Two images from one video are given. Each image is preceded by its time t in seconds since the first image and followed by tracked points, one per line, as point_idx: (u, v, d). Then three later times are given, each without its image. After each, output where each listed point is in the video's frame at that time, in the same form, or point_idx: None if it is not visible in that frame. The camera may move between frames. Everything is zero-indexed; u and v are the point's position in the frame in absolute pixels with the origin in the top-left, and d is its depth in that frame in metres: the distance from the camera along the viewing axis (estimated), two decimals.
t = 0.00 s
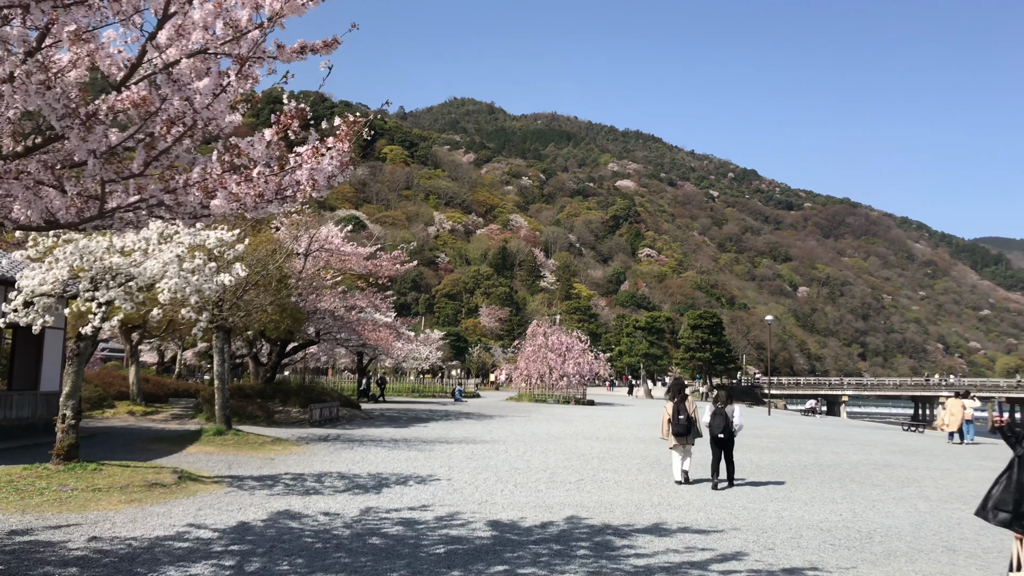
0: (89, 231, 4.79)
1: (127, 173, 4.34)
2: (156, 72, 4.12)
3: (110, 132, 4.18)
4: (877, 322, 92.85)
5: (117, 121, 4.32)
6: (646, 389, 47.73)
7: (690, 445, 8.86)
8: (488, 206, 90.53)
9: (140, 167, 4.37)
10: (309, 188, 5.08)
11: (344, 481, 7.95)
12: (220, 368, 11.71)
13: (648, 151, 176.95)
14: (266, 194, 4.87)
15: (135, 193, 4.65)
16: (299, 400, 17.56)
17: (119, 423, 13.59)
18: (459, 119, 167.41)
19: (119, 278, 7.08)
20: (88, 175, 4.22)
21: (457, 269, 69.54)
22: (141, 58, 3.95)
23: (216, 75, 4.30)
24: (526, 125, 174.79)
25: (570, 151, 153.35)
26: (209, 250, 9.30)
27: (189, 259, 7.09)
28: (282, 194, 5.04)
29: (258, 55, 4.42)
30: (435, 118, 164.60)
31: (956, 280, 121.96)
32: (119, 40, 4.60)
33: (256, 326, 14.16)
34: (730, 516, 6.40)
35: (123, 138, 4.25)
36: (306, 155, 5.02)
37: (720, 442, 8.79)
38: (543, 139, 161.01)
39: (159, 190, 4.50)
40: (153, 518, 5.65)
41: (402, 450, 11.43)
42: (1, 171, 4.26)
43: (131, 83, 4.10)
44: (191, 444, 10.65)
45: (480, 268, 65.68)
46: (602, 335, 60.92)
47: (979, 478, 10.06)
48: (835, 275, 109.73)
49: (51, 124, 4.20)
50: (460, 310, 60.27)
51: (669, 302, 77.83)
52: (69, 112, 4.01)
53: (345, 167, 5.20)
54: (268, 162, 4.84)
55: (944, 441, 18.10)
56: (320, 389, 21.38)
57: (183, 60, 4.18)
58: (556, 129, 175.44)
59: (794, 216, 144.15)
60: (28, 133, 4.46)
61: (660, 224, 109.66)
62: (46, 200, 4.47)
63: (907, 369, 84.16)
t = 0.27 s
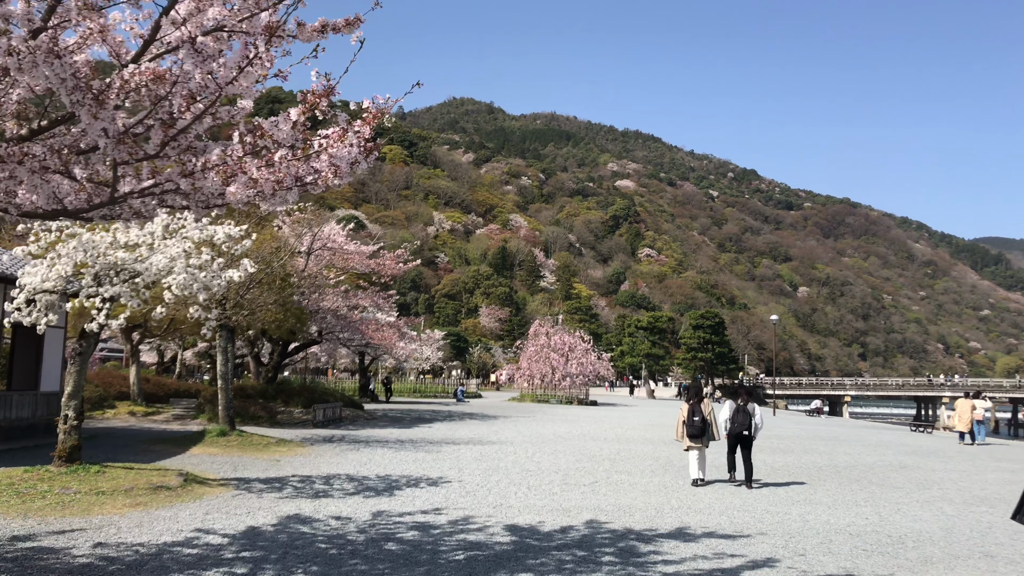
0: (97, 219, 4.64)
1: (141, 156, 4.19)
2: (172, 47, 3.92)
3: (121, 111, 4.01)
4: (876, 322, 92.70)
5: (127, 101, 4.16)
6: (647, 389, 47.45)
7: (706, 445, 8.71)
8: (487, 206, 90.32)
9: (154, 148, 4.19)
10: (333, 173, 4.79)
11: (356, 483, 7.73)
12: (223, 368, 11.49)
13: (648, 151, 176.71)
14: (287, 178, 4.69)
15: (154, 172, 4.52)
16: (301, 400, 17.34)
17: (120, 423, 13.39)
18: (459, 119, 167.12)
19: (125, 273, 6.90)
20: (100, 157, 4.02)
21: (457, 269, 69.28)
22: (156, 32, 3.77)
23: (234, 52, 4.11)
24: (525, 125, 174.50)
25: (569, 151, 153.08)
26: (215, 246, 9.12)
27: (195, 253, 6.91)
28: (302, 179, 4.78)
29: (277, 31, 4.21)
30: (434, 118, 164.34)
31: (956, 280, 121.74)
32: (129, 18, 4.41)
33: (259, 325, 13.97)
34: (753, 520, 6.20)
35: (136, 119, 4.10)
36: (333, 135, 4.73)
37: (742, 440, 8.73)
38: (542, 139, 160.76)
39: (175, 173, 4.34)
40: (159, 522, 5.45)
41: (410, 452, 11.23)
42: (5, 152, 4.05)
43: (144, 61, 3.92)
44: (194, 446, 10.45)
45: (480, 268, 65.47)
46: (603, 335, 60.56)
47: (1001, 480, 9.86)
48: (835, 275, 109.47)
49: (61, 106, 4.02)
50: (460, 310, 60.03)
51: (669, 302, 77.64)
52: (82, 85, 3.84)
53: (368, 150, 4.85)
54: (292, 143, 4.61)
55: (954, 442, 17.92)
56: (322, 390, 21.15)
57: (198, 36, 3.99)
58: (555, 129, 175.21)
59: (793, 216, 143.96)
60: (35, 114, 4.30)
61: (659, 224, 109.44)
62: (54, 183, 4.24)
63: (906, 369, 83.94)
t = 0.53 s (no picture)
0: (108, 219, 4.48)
1: (158, 148, 4.04)
2: (186, 36, 3.75)
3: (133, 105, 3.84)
4: (875, 323, 92.63)
5: (138, 93, 3.99)
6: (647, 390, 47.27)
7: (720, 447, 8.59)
8: (487, 206, 90.19)
9: (171, 142, 4.04)
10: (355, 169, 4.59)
11: (366, 491, 7.54)
12: (227, 371, 11.32)
13: (647, 151, 176.58)
14: (309, 175, 4.54)
15: (170, 169, 4.37)
16: (304, 402, 17.17)
17: (121, 426, 13.21)
18: (459, 119, 166.87)
19: (129, 275, 6.72)
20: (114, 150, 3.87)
21: (456, 269, 69.09)
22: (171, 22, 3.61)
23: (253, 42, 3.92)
24: (525, 125, 174.31)
25: (569, 151, 152.86)
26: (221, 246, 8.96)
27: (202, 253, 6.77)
28: (327, 177, 4.56)
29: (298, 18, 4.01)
30: (433, 118, 164.17)
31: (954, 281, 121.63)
32: (142, 6, 4.24)
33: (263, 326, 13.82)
34: (776, 529, 6.04)
35: (149, 113, 3.94)
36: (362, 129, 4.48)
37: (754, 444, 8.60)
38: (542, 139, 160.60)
39: (191, 170, 4.19)
40: (166, 531, 5.28)
41: (418, 455, 11.07)
42: (12, 146, 3.90)
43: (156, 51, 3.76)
44: (198, 450, 10.27)
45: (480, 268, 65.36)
46: (604, 335, 60.25)
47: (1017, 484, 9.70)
48: (834, 275, 109.32)
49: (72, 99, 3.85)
50: (459, 310, 59.87)
51: (669, 303, 77.55)
52: (94, 75, 3.68)
53: (392, 146, 4.52)
54: (323, 136, 4.42)
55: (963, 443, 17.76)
56: (324, 391, 20.97)
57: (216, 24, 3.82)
58: (555, 129, 175.06)
59: (792, 217, 143.91)
60: (41, 106, 4.15)
61: (659, 224, 109.30)
62: (62, 178, 4.08)
63: (905, 370, 83.86)
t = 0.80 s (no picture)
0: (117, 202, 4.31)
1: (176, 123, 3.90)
2: None
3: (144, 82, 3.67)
4: (874, 322, 92.53)
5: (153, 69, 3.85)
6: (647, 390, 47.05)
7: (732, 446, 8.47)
8: (487, 206, 90.01)
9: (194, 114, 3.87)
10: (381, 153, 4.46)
11: (375, 491, 7.34)
12: (231, 369, 11.10)
13: (646, 151, 176.39)
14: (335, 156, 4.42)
15: (184, 149, 4.21)
16: (307, 401, 17.00)
17: (122, 425, 13.03)
18: (458, 119, 166.51)
19: (131, 268, 6.51)
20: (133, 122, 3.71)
21: (456, 269, 68.85)
22: None
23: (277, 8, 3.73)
24: (524, 125, 174.07)
25: (568, 151, 152.64)
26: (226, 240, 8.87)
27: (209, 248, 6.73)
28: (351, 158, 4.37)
29: None
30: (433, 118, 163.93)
31: (953, 280, 121.49)
32: None
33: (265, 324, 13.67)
34: (801, 530, 5.87)
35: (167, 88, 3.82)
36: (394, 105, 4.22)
37: (764, 439, 8.44)
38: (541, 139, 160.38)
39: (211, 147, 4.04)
40: (175, 533, 5.11)
41: (426, 455, 10.89)
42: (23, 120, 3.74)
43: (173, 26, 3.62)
44: (201, 449, 10.09)
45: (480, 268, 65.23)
46: (604, 335, 59.86)
47: None
48: (833, 275, 109.14)
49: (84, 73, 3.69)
50: (459, 310, 59.68)
51: (668, 302, 77.44)
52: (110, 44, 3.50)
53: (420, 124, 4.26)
54: (356, 108, 4.15)
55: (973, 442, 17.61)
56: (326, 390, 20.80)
57: None
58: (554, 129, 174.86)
59: (791, 216, 143.76)
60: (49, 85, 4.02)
61: (658, 224, 109.11)
62: (72, 156, 3.96)
63: (903, 370, 83.74)
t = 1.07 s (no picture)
0: (125, 196, 4.13)
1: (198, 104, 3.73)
2: None
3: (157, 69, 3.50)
4: (874, 322, 92.35)
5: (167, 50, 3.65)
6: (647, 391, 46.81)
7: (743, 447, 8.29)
8: (486, 206, 89.84)
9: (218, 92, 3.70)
10: (413, 143, 4.33)
11: (385, 496, 7.18)
12: (233, 370, 10.90)
13: (646, 151, 176.20)
14: (362, 146, 4.30)
15: (202, 136, 4.05)
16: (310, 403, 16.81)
17: (123, 428, 12.86)
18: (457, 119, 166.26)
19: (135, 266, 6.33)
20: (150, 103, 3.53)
21: (455, 269, 68.62)
22: None
23: None
24: (523, 125, 173.86)
25: (568, 151, 152.27)
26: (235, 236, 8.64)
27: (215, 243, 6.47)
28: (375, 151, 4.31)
29: None
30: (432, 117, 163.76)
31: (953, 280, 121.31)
32: None
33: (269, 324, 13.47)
34: (827, 537, 5.69)
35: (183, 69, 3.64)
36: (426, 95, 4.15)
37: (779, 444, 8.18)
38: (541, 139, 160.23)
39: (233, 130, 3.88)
40: (182, 543, 4.91)
41: (433, 457, 10.71)
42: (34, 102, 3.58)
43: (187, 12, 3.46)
44: (205, 452, 9.90)
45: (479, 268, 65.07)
46: (605, 335, 59.53)
47: None
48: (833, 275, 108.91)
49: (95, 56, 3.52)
50: (458, 310, 59.51)
51: (668, 303, 77.31)
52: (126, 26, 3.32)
53: (453, 115, 4.31)
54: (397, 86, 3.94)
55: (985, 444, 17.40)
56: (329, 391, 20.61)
57: None
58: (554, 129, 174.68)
59: (791, 216, 143.61)
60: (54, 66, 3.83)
61: (658, 223, 108.92)
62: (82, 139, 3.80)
63: (903, 370, 83.56)
